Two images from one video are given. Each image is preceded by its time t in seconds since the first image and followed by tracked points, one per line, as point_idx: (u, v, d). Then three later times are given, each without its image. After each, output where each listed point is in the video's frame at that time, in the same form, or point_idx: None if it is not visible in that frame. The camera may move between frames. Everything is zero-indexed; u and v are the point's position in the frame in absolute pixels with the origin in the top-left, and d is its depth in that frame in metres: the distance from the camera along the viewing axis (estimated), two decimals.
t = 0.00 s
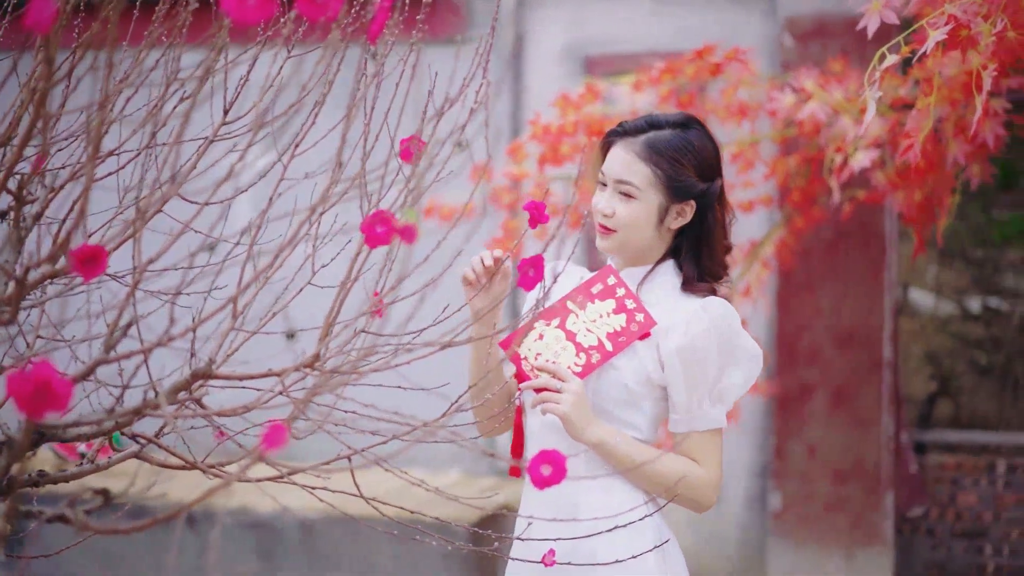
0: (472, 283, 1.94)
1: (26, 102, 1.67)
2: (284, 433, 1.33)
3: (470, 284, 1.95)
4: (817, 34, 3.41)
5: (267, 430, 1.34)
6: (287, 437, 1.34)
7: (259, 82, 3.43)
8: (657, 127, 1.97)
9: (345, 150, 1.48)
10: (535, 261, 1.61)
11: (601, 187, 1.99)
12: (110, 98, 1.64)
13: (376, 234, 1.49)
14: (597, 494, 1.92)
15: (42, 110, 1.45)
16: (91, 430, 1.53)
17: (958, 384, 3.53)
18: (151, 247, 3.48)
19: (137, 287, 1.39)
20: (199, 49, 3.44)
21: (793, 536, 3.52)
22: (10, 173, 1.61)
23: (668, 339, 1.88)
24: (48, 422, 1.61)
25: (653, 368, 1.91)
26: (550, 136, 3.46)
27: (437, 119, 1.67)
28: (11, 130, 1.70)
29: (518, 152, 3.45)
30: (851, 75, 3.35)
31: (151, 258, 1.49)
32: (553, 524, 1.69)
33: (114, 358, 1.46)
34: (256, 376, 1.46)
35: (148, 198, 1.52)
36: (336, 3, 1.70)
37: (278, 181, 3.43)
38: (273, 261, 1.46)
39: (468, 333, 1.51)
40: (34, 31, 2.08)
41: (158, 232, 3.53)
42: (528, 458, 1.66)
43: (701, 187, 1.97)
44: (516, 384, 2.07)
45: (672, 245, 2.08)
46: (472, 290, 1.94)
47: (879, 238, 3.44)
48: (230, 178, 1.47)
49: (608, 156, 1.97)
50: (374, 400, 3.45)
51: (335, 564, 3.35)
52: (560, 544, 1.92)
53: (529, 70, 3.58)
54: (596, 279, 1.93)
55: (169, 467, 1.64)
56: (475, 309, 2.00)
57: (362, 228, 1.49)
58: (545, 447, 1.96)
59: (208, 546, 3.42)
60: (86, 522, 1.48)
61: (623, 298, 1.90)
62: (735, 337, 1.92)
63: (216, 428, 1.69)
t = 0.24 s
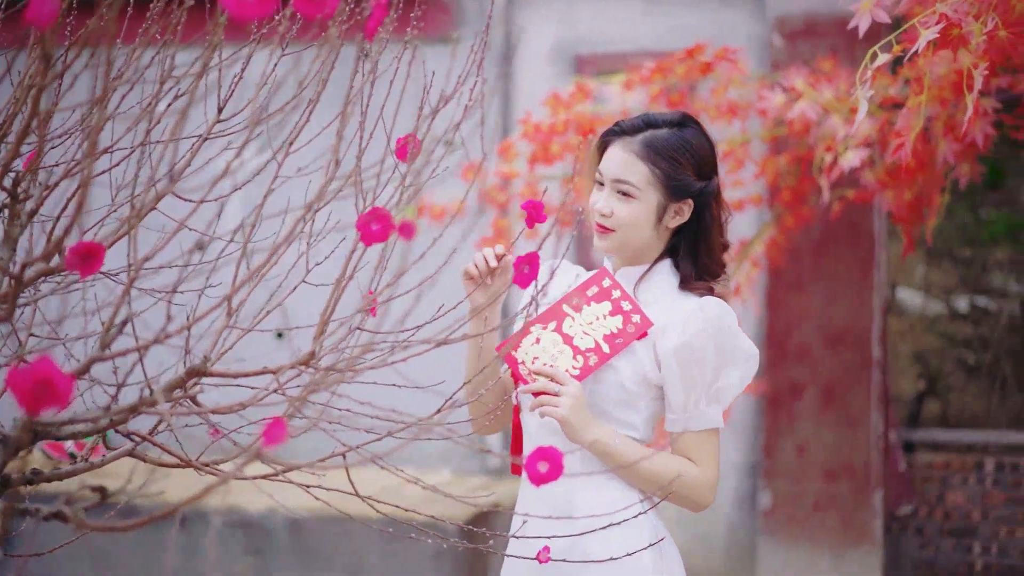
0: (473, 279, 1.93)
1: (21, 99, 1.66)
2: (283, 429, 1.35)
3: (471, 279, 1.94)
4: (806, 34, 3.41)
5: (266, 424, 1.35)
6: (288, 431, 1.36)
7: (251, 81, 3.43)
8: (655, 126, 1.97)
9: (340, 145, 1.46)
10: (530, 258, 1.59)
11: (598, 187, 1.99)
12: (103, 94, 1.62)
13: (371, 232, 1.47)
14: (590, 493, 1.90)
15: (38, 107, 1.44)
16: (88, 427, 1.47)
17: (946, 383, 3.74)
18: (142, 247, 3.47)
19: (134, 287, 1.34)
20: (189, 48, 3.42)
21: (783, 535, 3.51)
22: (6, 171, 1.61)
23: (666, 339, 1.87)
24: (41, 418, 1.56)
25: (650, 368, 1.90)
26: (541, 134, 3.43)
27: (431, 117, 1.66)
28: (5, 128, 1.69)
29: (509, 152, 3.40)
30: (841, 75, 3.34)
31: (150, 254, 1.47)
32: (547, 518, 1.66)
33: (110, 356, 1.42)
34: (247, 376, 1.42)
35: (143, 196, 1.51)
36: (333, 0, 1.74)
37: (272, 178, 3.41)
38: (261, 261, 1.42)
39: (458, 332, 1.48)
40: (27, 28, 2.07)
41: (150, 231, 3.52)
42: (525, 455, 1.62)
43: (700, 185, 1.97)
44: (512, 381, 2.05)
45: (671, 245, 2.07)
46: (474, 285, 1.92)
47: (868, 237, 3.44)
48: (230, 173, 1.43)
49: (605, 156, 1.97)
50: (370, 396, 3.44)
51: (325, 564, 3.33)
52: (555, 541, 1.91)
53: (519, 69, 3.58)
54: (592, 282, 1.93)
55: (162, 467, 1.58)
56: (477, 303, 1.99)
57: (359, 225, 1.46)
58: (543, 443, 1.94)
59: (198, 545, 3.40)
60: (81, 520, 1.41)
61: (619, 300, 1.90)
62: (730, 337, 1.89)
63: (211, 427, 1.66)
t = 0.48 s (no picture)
0: (472, 278, 1.92)
1: (16, 96, 1.64)
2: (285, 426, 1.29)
3: (470, 276, 1.92)
4: (794, 33, 3.41)
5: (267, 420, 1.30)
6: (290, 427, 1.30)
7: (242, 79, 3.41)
8: (654, 126, 1.96)
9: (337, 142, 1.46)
10: (525, 255, 1.58)
11: (596, 186, 1.98)
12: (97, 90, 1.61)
13: (366, 229, 1.46)
14: (582, 491, 1.89)
15: (33, 105, 1.43)
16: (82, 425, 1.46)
17: (934, 381, 3.75)
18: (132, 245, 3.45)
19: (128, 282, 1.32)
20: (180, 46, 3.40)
21: (773, 534, 3.51)
22: None
23: (661, 337, 1.85)
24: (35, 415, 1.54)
25: (645, 367, 1.89)
26: (531, 133, 3.40)
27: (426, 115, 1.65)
28: None
29: (498, 151, 3.42)
30: (831, 74, 3.33)
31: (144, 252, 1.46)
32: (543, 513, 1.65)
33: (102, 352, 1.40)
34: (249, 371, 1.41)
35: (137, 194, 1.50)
36: None
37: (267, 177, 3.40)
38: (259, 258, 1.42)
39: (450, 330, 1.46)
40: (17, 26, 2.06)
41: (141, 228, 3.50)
42: (521, 451, 1.63)
43: (698, 184, 1.97)
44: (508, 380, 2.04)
45: (668, 242, 2.06)
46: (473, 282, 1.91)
47: (857, 235, 3.45)
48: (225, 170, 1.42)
49: (603, 155, 1.96)
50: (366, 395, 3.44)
51: (315, 563, 3.32)
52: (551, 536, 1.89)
53: (509, 67, 3.58)
54: (589, 288, 1.92)
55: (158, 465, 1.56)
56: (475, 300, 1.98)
57: (354, 223, 1.44)
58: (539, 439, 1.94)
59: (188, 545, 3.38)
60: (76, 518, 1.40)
61: (616, 305, 1.89)
62: (726, 335, 1.88)
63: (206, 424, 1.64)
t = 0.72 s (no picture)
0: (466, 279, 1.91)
1: (12, 94, 1.63)
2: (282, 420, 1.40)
3: (464, 277, 1.92)
4: (785, 32, 3.42)
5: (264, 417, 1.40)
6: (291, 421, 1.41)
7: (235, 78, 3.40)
8: (648, 125, 1.96)
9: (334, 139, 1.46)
10: (522, 253, 1.59)
11: (593, 185, 1.98)
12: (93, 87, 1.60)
13: (364, 227, 1.45)
14: (576, 489, 1.89)
15: (30, 103, 1.43)
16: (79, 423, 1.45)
17: (924, 380, 3.81)
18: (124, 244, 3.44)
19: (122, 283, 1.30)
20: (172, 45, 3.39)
21: (765, 532, 3.52)
22: None
23: (654, 336, 1.86)
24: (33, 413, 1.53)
25: (640, 365, 1.88)
26: (523, 132, 3.36)
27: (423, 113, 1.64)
28: None
29: (491, 149, 3.41)
30: (822, 73, 3.33)
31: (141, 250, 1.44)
32: (540, 512, 1.64)
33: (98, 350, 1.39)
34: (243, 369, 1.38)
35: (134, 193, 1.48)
36: None
37: (262, 176, 3.39)
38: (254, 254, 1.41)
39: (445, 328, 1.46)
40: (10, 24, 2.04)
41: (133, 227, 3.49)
42: (517, 449, 1.59)
43: (694, 183, 1.97)
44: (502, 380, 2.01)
45: (665, 240, 2.06)
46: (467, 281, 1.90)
47: (848, 234, 3.46)
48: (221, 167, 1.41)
49: (600, 155, 1.96)
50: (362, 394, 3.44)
51: (307, 563, 3.31)
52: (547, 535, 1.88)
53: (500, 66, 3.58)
54: (579, 290, 1.93)
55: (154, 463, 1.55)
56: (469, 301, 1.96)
57: (350, 221, 1.44)
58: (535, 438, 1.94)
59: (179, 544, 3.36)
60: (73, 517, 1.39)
61: (606, 306, 1.89)
62: (720, 332, 1.89)
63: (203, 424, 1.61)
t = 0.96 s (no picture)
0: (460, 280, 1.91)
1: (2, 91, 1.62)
2: (283, 419, 1.41)
3: (458, 277, 1.91)
4: (774, 32, 3.43)
5: (266, 414, 1.41)
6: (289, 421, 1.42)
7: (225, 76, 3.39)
8: (642, 124, 1.95)
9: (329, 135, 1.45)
10: (517, 249, 1.57)
11: (586, 184, 1.97)
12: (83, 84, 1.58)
13: (359, 225, 1.43)
14: (568, 488, 1.88)
15: (24, 99, 1.42)
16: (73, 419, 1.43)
17: (912, 379, 3.86)
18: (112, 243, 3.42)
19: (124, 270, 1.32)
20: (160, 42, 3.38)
21: (755, 531, 3.52)
22: None
23: (647, 333, 1.85)
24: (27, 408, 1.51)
25: (633, 364, 1.87)
26: (513, 131, 3.36)
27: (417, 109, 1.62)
28: None
29: (481, 148, 3.41)
30: (811, 72, 3.35)
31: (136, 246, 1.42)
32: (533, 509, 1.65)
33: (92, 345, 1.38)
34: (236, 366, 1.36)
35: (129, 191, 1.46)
36: None
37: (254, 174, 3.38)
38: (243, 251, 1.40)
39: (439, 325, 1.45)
40: None
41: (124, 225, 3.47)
42: (513, 446, 1.58)
43: (690, 180, 1.97)
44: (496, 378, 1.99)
45: (660, 237, 2.06)
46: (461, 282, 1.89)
47: (837, 233, 3.46)
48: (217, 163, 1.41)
49: (595, 154, 1.95)
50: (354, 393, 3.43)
51: (296, 563, 3.29)
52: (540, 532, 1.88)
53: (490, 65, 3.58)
54: (570, 292, 1.90)
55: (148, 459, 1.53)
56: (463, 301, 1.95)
57: (345, 217, 1.42)
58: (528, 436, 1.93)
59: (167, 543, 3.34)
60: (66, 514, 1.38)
61: (598, 309, 1.86)
62: (712, 328, 1.88)
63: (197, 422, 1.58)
